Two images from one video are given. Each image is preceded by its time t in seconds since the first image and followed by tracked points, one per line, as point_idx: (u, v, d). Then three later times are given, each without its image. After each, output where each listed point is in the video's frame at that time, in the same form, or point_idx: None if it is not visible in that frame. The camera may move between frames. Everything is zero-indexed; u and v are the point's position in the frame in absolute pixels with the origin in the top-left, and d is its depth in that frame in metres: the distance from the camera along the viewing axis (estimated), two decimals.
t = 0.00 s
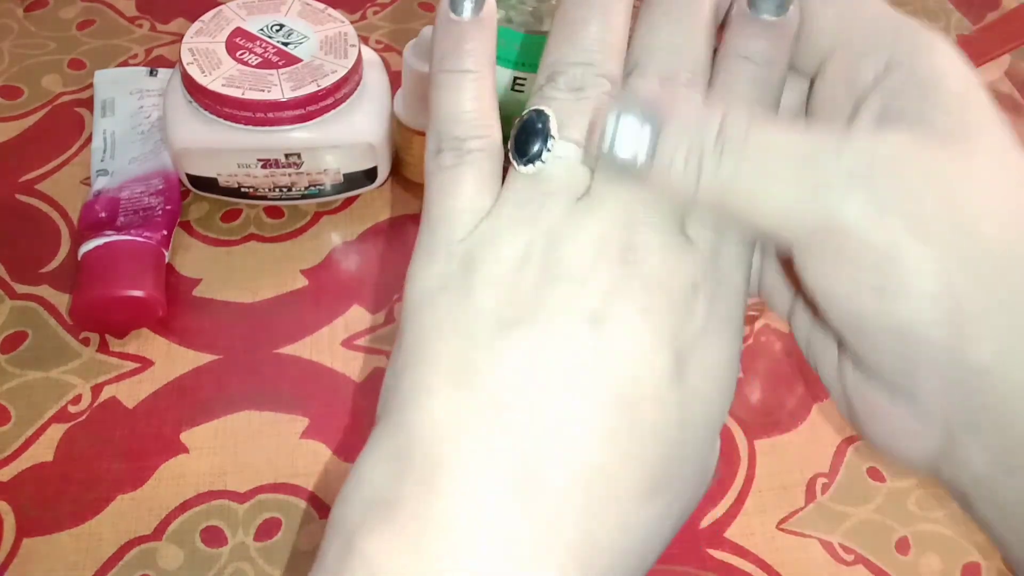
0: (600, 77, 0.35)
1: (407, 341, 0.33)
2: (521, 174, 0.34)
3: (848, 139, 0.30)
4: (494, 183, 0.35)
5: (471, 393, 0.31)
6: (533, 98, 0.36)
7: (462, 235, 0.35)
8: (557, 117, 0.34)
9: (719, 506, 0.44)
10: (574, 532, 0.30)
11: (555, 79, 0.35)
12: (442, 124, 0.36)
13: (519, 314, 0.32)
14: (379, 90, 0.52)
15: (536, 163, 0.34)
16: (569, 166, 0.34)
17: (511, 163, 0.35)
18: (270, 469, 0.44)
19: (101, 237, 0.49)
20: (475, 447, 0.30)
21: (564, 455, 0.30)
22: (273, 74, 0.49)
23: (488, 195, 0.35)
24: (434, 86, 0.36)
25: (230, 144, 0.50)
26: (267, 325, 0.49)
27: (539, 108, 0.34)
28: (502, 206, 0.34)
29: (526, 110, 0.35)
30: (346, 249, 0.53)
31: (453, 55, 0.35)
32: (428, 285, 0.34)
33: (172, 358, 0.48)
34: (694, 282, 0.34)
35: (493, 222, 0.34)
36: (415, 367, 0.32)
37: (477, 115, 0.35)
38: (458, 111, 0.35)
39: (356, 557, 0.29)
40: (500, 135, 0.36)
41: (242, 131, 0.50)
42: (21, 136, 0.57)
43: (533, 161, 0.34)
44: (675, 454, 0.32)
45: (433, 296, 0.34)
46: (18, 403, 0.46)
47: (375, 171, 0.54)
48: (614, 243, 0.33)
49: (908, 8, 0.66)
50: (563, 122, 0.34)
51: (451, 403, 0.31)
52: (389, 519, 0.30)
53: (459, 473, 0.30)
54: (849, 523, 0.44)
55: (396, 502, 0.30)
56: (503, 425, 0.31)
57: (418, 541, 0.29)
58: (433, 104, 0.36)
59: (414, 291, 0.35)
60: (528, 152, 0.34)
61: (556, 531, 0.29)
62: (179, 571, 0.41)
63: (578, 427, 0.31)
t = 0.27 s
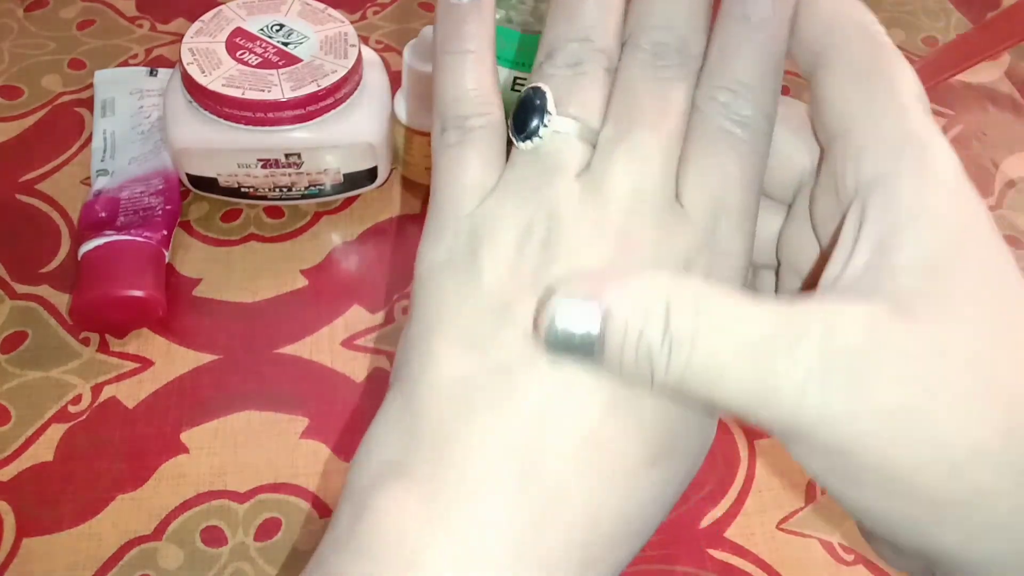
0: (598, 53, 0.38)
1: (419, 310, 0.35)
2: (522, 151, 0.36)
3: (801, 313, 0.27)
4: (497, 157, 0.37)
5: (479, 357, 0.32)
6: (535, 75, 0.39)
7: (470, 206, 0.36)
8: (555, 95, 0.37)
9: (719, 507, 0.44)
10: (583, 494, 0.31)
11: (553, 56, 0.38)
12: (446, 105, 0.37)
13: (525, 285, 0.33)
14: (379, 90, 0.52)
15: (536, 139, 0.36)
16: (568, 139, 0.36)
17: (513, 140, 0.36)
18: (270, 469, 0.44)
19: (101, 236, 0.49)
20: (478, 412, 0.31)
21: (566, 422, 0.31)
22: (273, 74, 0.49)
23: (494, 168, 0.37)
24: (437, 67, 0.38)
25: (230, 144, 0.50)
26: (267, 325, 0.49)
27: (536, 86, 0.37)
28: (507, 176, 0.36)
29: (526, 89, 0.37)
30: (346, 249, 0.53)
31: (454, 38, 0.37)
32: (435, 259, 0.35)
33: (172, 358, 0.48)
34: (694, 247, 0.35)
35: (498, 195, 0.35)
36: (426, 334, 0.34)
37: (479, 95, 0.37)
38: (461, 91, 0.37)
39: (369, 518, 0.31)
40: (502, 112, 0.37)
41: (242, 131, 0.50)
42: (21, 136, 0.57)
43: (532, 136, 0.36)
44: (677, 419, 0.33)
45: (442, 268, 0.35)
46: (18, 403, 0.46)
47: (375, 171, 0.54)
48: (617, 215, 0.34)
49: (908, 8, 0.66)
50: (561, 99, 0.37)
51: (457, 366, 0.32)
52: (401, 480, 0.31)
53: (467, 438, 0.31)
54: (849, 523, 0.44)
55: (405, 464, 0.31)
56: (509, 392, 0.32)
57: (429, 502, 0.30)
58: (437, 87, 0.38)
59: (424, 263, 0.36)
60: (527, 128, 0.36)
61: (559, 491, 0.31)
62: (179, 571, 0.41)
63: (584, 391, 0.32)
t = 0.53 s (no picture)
0: (560, 49, 0.36)
1: (393, 305, 0.35)
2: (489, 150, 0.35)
3: (818, 439, 0.27)
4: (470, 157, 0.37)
5: (444, 343, 0.32)
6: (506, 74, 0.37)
7: (445, 200, 0.36)
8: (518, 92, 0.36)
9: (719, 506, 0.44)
10: (555, 483, 0.30)
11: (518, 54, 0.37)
12: (419, 109, 0.37)
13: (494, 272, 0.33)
14: (379, 90, 0.52)
15: (500, 137, 0.35)
16: (534, 135, 0.35)
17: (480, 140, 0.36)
18: (270, 469, 0.44)
19: (101, 236, 0.49)
20: (444, 405, 0.30)
21: (538, 412, 0.30)
22: (273, 74, 0.49)
23: (465, 167, 0.36)
24: (410, 74, 0.38)
25: (230, 144, 0.50)
26: (267, 325, 0.49)
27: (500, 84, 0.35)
28: (477, 176, 0.36)
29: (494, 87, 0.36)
30: (346, 249, 0.53)
31: (421, 43, 0.37)
32: (411, 252, 0.36)
33: (172, 358, 0.48)
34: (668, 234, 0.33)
35: (468, 192, 0.35)
36: (397, 328, 0.33)
37: (447, 96, 0.37)
38: (430, 94, 0.37)
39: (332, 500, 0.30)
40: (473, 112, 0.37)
41: (242, 131, 0.50)
42: (21, 136, 0.57)
43: (497, 135, 0.35)
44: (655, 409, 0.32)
45: (416, 261, 0.35)
46: (18, 403, 0.46)
47: (375, 171, 0.54)
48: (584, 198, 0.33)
49: (908, 8, 0.66)
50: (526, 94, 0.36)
51: (420, 360, 0.32)
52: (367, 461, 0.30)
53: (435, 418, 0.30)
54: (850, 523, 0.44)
55: (376, 451, 0.30)
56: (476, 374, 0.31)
57: (394, 480, 0.29)
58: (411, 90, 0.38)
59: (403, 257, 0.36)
60: (491, 127, 0.35)
61: (532, 482, 0.29)
62: (179, 571, 0.41)
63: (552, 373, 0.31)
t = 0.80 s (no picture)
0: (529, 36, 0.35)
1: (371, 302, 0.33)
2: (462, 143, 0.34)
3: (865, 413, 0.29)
4: (450, 153, 0.35)
5: (413, 338, 0.30)
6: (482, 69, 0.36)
7: (422, 194, 0.34)
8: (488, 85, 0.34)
9: (719, 506, 0.44)
10: (527, 480, 0.28)
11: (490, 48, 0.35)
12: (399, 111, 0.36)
13: (463, 262, 0.32)
14: (380, 90, 0.52)
15: (471, 131, 0.33)
16: (507, 124, 0.33)
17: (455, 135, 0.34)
18: (270, 469, 0.44)
19: (101, 237, 0.49)
20: (412, 399, 0.29)
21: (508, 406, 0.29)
22: (273, 74, 0.49)
23: (445, 164, 0.35)
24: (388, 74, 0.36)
25: (230, 145, 0.50)
26: (267, 325, 0.49)
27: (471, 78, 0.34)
28: (457, 168, 0.34)
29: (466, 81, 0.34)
30: (346, 249, 0.53)
31: (395, 44, 0.35)
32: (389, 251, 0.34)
33: (172, 358, 0.48)
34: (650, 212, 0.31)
35: (445, 185, 0.34)
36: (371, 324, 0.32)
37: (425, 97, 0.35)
38: (408, 94, 0.35)
39: (306, 495, 0.29)
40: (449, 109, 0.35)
41: (243, 132, 0.50)
42: (21, 136, 0.57)
43: (470, 128, 0.33)
44: (638, 398, 0.30)
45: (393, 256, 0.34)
46: (18, 403, 0.46)
47: (375, 171, 0.54)
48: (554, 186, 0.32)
49: (908, 8, 0.66)
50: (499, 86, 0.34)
51: (388, 350, 0.31)
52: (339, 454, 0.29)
53: (402, 410, 0.29)
54: (850, 523, 0.44)
55: (347, 443, 0.29)
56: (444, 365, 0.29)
57: (363, 475, 0.28)
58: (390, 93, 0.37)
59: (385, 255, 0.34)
60: (463, 120, 0.33)
61: (506, 474, 0.28)
62: (179, 571, 0.41)
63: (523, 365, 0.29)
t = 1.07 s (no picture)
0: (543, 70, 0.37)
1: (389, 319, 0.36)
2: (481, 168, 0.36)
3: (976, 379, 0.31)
4: (464, 176, 0.37)
5: (430, 354, 0.33)
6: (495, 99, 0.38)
7: (434, 217, 0.36)
8: (505, 114, 0.36)
9: (719, 506, 0.44)
10: (534, 491, 0.31)
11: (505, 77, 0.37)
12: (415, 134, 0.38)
13: (476, 285, 0.34)
14: (379, 90, 0.52)
15: (488, 155, 0.36)
16: (520, 152, 0.36)
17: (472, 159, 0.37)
18: (270, 469, 0.44)
19: (101, 237, 0.49)
20: (427, 412, 0.32)
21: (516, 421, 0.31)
22: (273, 74, 0.49)
23: (460, 186, 0.37)
24: (406, 102, 0.39)
25: (230, 145, 0.50)
26: (267, 325, 0.49)
27: (490, 106, 0.36)
28: (471, 195, 0.36)
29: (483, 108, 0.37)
30: (346, 249, 0.53)
31: (416, 72, 0.38)
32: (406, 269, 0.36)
33: (172, 358, 0.48)
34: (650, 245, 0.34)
35: (460, 209, 0.36)
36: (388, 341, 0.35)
37: (441, 120, 0.37)
38: (424, 118, 0.38)
39: (323, 503, 0.31)
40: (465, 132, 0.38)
41: (243, 132, 0.50)
42: (21, 136, 0.57)
43: (487, 154, 0.36)
44: (637, 418, 0.32)
45: (408, 277, 0.36)
46: (18, 403, 0.46)
47: (375, 171, 0.54)
48: (560, 216, 0.34)
49: (909, 8, 0.66)
50: (516, 115, 0.36)
51: (406, 367, 0.33)
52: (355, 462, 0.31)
53: (418, 423, 0.31)
54: (850, 523, 0.44)
55: (361, 455, 0.31)
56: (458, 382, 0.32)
57: (379, 484, 0.30)
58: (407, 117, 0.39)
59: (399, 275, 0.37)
60: (480, 146, 0.36)
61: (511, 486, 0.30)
62: (179, 571, 0.41)
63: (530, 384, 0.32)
